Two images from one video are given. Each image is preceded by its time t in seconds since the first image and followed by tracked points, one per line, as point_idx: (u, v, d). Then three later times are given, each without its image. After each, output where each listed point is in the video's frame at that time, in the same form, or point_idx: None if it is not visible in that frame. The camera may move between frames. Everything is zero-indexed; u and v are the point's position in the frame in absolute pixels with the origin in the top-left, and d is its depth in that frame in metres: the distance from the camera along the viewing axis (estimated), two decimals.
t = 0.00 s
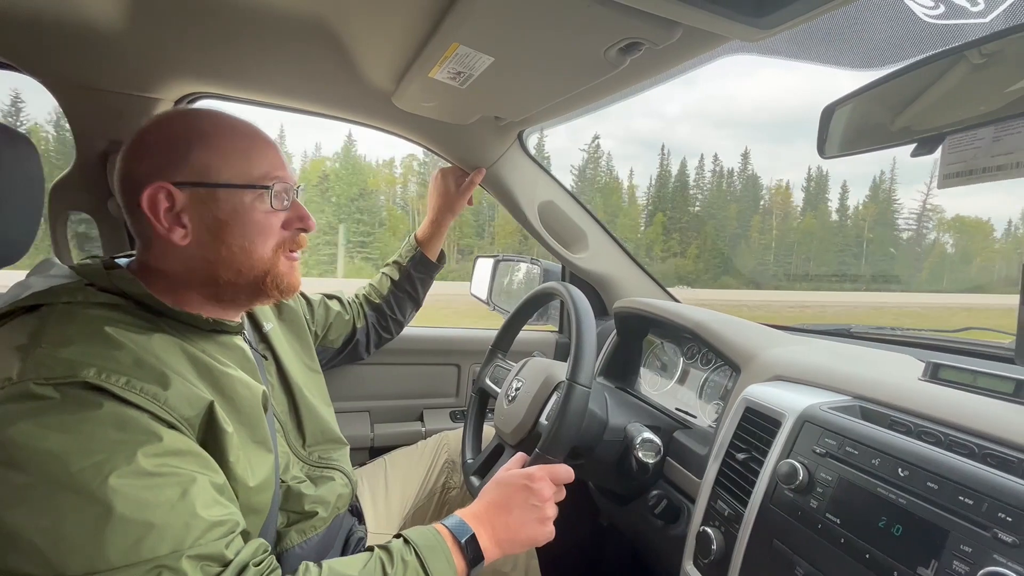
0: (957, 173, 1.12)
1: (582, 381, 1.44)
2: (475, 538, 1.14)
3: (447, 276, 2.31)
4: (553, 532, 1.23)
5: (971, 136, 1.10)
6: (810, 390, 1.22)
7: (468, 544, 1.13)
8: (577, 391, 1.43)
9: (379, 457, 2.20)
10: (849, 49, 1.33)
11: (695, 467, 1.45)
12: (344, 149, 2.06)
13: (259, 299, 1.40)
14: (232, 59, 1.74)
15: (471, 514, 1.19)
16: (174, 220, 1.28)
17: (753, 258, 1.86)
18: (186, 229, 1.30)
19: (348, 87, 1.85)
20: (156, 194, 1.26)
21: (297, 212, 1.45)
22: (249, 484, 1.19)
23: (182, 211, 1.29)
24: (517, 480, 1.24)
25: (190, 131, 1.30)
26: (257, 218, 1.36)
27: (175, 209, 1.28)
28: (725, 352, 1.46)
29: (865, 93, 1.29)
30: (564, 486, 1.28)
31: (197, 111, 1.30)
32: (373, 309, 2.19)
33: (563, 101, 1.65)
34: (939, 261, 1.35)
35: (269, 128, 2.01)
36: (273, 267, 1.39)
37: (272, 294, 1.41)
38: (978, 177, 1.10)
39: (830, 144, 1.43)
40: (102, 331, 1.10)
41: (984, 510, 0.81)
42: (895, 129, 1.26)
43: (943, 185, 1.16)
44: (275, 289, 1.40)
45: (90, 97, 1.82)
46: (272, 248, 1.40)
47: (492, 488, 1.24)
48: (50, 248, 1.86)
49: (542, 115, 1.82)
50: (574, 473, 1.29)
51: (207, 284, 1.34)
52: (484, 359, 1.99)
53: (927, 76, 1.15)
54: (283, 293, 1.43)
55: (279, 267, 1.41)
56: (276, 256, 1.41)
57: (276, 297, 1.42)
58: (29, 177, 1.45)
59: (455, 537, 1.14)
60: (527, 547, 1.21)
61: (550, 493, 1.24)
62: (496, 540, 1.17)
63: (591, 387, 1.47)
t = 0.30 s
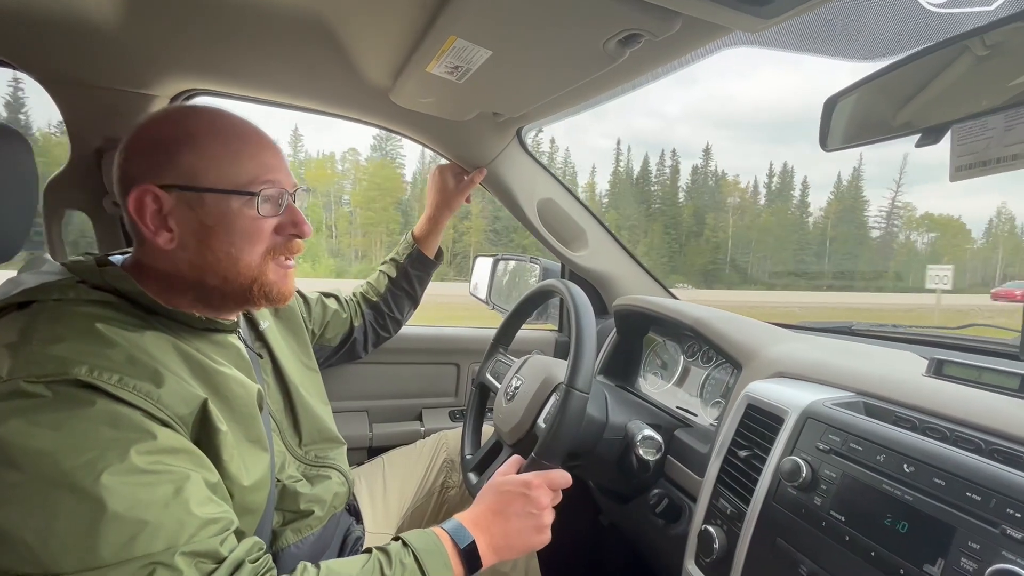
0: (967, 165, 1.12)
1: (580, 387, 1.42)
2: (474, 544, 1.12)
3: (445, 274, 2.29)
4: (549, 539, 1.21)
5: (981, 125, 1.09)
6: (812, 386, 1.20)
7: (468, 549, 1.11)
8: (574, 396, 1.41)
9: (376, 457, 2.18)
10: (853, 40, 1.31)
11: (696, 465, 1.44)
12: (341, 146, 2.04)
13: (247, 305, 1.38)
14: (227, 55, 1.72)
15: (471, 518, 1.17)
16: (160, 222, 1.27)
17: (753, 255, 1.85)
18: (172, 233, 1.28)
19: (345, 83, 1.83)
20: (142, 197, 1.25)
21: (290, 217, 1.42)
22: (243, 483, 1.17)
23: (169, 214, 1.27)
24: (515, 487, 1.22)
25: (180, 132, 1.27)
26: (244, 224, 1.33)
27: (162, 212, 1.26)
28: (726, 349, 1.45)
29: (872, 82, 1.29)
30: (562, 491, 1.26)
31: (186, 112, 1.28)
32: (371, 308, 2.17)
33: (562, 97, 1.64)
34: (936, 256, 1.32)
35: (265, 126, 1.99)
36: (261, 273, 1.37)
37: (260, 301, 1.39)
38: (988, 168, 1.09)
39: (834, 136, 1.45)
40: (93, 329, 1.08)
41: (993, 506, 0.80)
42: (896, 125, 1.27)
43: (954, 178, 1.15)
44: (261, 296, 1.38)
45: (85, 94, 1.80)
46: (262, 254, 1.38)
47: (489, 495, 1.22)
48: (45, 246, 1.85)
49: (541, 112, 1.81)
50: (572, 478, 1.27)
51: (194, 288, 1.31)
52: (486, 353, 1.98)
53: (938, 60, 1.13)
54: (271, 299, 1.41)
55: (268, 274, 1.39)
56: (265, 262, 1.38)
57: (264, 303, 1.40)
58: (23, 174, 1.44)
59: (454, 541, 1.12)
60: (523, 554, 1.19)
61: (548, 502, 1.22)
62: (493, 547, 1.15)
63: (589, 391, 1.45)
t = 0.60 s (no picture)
0: (957, 180, 1.17)
1: (581, 399, 1.43)
2: (476, 555, 1.13)
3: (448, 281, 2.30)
4: (549, 550, 1.23)
5: (972, 144, 1.14)
6: (813, 396, 1.21)
7: (470, 560, 1.12)
8: (575, 409, 1.42)
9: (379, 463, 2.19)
10: (851, 55, 1.32)
11: (698, 473, 1.45)
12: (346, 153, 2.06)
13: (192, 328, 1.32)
14: (234, 65, 1.74)
15: (472, 528, 1.18)
16: (131, 232, 1.33)
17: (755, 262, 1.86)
18: (139, 243, 1.33)
19: (349, 93, 1.85)
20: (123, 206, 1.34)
21: (238, 240, 1.32)
22: (251, 491, 1.18)
23: (138, 225, 1.32)
24: (515, 498, 1.23)
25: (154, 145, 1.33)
26: (184, 241, 1.29)
27: (134, 222, 1.32)
28: (727, 358, 1.46)
29: (871, 98, 1.29)
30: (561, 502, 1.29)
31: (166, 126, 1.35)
32: (375, 314, 2.18)
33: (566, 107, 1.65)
34: (932, 266, 1.33)
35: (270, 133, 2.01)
36: (196, 295, 1.29)
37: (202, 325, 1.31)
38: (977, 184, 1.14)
39: (834, 149, 1.46)
40: (108, 338, 1.09)
41: (991, 519, 0.81)
42: (897, 135, 1.27)
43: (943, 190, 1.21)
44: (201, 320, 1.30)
45: (93, 102, 1.82)
46: (204, 276, 1.30)
47: (487, 507, 1.23)
48: (52, 253, 1.86)
49: (545, 121, 1.82)
50: (571, 490, 1.30)
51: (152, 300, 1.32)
52: (488, 359, 1.99)
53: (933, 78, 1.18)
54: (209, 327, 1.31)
55: (207, 298, 1.30)
56: (206, 285, 1.30)
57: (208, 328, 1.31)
58: (33, 182, 1.45)
59: (456, 551, 1.13)
60: (525, 564, 1.21)
61: (548, 513, 1.24)
62: (495, 557, 1.16)
63: (590, 403, 1.46)
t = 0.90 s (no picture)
0: (971, 180, 1.16)
1: (588, 394, 1.42)
2: (483, 553, 1.11)
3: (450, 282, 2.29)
4: (559, 548, 1.22)
5: (987, 142, 1.13)
6: (820, 399, 1.20)
7: (477, 558, 1.10)
8: (583, 404, 1.41)
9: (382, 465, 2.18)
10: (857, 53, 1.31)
11: (704, 475, 1.44)
12: (349, 153, 2.04)
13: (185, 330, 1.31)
14: (236, 65, 1.73)
15: (479, 526, 1.17)
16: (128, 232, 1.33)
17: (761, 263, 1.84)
18: (134, 243, 1.32)
19: (350, 93, 1.84)
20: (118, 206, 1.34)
21: (230, 239, 1.31)
22: (252, 495, 1.17)
23: (134, 226, 1.32)
24: (526, 494, 1.23)
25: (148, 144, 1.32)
26: (178, 240, 1.28)
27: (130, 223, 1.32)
28: (733, 360, 1.44)
29: (882, 98, 1.29)
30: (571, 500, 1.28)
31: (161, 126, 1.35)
32: (377, 315, 2.17)
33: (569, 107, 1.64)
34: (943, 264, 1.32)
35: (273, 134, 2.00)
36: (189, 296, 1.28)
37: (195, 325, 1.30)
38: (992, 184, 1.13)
39: (841, 149, 1.47)
40: (104, 341, 1.09)
41: (1007, 526, 0.79)
42: (903, 137, 1.27)
43: (956, 193, 1.21)
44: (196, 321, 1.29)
45: (95, 103, 1.81)
46: (197, 276, 1.28)
47: (499, 501, 1.23)
48: (54, 255, 1.85)
49: (548, 121, 1.81)
50: (581, 488, 1.30)
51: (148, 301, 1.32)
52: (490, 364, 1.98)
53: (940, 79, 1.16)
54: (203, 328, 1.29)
55: (200, 298, 1.28)
56: (200, 285, 1.28)
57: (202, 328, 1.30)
58: (34, 183, 1.44)
59: (463, 550, 1.11)
60: (534, 561, 1.19)
61: (557, 509, 1.24)
62: (503, 555, 1.15)
63: (598, 399, 1.46)
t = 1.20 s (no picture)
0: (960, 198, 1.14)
1: (583, 407, 1.44)
2: (479, 564, 1.15)
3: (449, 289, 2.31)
4: (553, 558, 1.23)
5: (971, 165, 1.12)
6: (813, 409, 1.22)
7: (473, 568, 1.14)
8: (578, 416, 1.43)
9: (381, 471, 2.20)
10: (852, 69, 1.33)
11: (699, 484, 1.46)
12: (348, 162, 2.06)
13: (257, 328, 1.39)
14: (236, 77, 1.75)
15: (475, 538, 1.20)
16: (171, 250, 1.29)
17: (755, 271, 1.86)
18: (183, 259, 1.30)
19: (351, 104, 1.86)
20: (154, 225, 1.28)
21: (297, 240, 1.42)
22: (253, 506, 1.19)
23: (179, 242, 1.29)
24: (518, 506, 1.24)
25: (192, 159, 1.29)
26: (252, 248, 1.34)
27: (173, 240, 1.29)
28: (729, 369, 1.46)
29: (870, 115, 1.29)
30: (565, 510, 1.29)
31: (196, 139, 1.29)
32: (377, 322, 2.19)
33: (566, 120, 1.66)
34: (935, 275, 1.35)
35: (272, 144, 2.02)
36: (268, 296, 1.38)
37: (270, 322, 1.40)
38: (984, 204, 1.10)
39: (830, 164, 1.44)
40: (110, 356, 1.10)
41: (989, 538, 0.82)
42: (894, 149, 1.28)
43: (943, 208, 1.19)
44: (272, 318, 1.39)
45: (96, 114, 1.83)
46: (271, 276, 1.38)
47: (492, 515, 1.24)
48: (56, 264, 1.87)
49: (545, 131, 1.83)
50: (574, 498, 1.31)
51: (201, 313, 1.32)
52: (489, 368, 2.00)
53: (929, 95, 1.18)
54: (279, 321, 1.41)
55: (276, 296, 1.39)
56: (274, 285, 1.39)
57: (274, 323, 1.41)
58: (37, 196, 1.46)
59: (460, 561, 1.14)
60: (528, 572, 1.20)
61: (551, 519, 1.24)
62: (499, 566, 1.17)
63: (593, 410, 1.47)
